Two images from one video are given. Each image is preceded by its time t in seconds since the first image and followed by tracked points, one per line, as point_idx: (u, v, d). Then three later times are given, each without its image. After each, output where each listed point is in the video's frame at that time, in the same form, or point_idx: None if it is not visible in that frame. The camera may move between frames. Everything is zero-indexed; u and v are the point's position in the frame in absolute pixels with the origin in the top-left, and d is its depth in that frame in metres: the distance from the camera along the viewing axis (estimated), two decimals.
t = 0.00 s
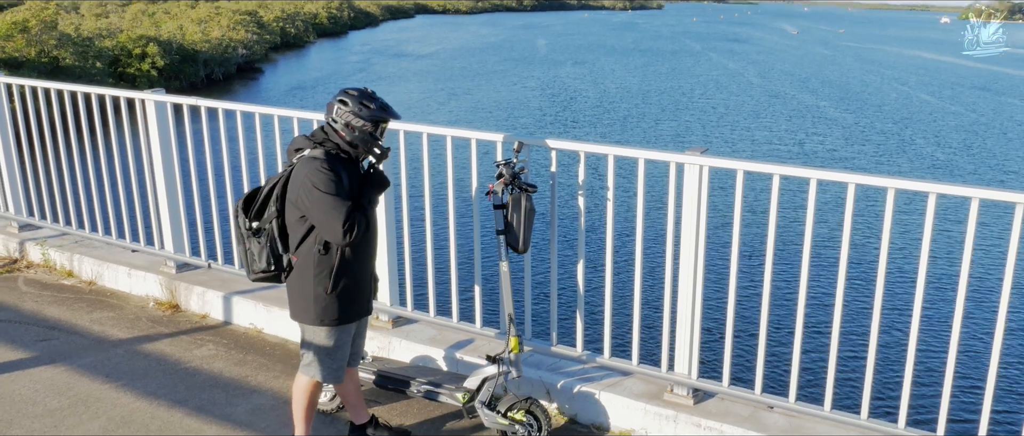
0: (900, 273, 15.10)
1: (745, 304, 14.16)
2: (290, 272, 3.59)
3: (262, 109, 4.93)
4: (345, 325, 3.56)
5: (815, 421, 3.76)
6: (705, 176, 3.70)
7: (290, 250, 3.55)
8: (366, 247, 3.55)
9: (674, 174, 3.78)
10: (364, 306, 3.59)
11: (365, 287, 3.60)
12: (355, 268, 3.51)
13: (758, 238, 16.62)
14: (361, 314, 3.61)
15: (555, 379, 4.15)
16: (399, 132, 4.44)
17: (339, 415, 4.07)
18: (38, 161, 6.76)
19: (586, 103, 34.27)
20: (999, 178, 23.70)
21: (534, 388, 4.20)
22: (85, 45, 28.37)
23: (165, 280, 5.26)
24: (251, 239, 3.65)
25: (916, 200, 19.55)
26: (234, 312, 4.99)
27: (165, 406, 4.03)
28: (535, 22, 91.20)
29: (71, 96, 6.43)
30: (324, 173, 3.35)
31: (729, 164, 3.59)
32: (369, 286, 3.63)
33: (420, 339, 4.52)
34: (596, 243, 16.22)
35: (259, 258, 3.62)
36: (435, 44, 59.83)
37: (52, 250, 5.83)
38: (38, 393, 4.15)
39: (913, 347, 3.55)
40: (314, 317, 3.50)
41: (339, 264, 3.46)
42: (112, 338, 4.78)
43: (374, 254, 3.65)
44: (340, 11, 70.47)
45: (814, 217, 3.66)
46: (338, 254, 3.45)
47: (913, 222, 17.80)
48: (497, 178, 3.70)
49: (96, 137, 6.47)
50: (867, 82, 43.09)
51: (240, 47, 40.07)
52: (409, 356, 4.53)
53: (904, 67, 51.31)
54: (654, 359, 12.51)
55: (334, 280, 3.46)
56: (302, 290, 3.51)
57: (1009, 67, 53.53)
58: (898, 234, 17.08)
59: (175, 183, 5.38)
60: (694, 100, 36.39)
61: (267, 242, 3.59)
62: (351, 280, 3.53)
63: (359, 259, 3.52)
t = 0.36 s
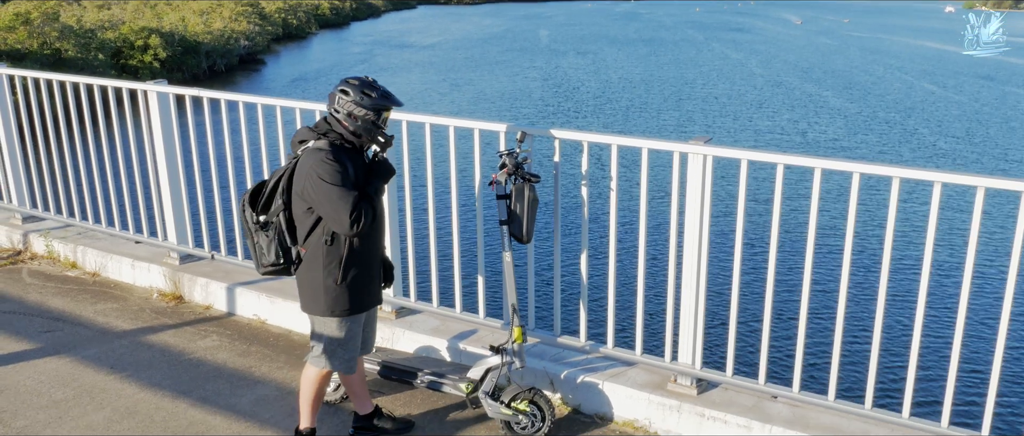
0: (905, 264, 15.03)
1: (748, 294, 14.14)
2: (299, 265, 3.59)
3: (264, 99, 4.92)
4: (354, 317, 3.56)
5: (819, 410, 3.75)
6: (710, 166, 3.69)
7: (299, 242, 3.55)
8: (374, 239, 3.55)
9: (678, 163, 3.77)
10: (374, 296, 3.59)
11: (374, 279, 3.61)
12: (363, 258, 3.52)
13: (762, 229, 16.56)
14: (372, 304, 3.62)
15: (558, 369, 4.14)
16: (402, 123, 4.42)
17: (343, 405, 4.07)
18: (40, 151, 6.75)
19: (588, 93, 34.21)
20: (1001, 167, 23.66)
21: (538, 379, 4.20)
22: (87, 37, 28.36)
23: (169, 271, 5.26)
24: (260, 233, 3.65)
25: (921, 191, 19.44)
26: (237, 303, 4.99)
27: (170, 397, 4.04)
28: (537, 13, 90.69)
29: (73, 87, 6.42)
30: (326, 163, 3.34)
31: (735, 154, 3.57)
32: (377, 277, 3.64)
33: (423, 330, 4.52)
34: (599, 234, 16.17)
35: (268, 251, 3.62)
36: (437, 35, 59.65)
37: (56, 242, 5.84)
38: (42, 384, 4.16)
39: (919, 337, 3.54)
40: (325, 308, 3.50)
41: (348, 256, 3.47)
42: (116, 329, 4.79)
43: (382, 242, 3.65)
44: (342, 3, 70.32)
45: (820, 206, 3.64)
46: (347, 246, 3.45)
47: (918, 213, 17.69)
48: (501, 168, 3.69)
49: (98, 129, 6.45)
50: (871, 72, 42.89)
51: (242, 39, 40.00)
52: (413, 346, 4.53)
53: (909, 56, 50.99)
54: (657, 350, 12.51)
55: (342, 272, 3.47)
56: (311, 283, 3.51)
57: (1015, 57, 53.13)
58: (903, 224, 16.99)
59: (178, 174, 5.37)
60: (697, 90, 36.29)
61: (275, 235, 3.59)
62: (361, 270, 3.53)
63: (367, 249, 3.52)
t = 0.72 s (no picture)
0: (907, 261, 15.02)
1: (750, 291, 14.13)
2: (299, 264, 3.59)
3: (265, 98, 4.91)
4: (356, 315, 3.55)
5: (821, 409, 3.75)
6: (711, 164, 3.69)
7: (299, 242, 3.54)
8: (374, 238, 3.54)
9: (679, 162, 3.77)
10: (377, 294, 3.57)
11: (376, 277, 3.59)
12: (363, 257, 3.51)
13: (764, 227, 16.53)
14: (374, 303, 3.60)
15: (560, 369, 4.14)
16: (404, 122, 4.41)
17: (345, 405, 4.07)
18: (41, 151, 6.73)
19: (588, 91, 34.19)
20: (1001, 164, 23.62)
21: (539, 378, 4.19)
22: (87, 37, 28.34)
23: (170, 271, 5.25)
24: (261, 232, 3.65)
25: (922, 188, 19.39)
26: (239, 303, 4.99)
27: (171, 397, 4.04)
28: (537, 12, 90.55)
29: (73, 87, 6.41)
30: (323, 162, 3.35)
31: (736, 152, 3.57)
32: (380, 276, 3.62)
33: (425, 329, 4.52)
34: (601, 232, 16.15)
35: (269, 251, 3.61)
36: (438, 34, 59.60)
37: (57, 242, 5.83)
38: (43, 384, 4.16)
39: (921, 334, 3.54)
40: (325, 309, 3.49)
41: (347, 255, 3.46)
42: (117, 329, 4.79)
43: (385, 240, 3.64)
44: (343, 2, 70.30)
45: (822, 204, 3.64)
46: (346, 244, 3.44)
47: (919, 211, 17.62)
48: (503, 167, 3.68)
49: (99, 128, 6.44)
50: (872, 70, 42.82)
51: (243, 38, 40.01)
52: (415, 346, 4.53)
53: (910, 54, 50.88)
54: (659, 348, 12.49)
55: (341, 270, 3.46)
56: (312, 282, 3.51)
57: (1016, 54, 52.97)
58: (905, 222, 16.95)
59: (179, 174, 5.36)
60: (698, 88, 36.24)
61: (276, 235, 3.58)
62: (361, 268, 3.52)
63: (368, 248, 3.52)
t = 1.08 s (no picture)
0: (917, 272, 15.00)
1: (759, 303, 14.12)
2: (309, 282, 3.60)
3: (275, 115, 4.94)
4: (369, 329, 3.55)
5: (834, 423, 3.73)
6: (720, 178, 3.69)
7: (308, 260, 3.56)
8: (383, 251, 3.54)
9: (688, 175, 3.77)
10: (389, 309, 3.58)
11: (386, 290, 3.59)
12: (373, 270, 3.51)
13: (773, 238, 16.54)
14: (387, 316, 3.60)
15: (570, 384, 4.13)
16: (412, 137, 4.43)
17: (356, 421, 4.07)
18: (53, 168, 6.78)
19: (595, 105, 34.28)
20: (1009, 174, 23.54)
21: (550, 393, 4.18)
22: (97, 55, 28.58)
23: (181, 288, 5.27)
24: (270, 253, 3.67)
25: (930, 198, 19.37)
26: (249, 319, 5.00)
27: (182, 414, 4.04)
28: (543, 26, 91.06)
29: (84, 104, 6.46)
30: (326, 180, 3.36)
31: (743, 165, 3.58)
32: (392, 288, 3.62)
33: (435, 344, 4.52)
34: (609, 245, 16.19)
35: (279, 270, 3.64)
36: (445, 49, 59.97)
37: (68, 259, 5.86)
38: (54, 402, 4.17)
39: (934, 346, 3.53)
40: (337, 324, 3.51)
41: (357, 269, 3.46)
42: (128, 346, 4.80)
43: (394, 254, 3.64)
44: (349, 17, 70.82)
45: (832, 217, 3.65)
46: (354, 259, 3.45)
47: (927, 221, 17.61)
48: (511, 181, 3.69)
49: (109, 145, 6.47)
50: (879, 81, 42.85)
51: (251, 55, 40.29)
52: (425, 362, 4.53)
53: (916, 65, 50.95)
54: (669, 361, 12.48)
55: (351, 285, 3.47)
56: (323, 299, 3.53)
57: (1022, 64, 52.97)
58: (914, 232, 16.95)
59: (189, 190, 5.39)
60: (704, 101, 36.31)
61: (286, 253, 3.60)
62: (372, 282, 3.52)
63: (377, 262, 3.52)
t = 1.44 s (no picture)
0: (934, 278, 14.87)
1: (774, 312, 14.05)
2: (317, 300, 3.61)
3: (287, 132, 4.97)
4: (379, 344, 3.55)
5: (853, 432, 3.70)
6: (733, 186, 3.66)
7: (316, 278, 3.57)
8: (390, 265, 3.54)
9: (699, 184, 3.76)
10: (397, 324, 3.58)
11: (394, 304, 3.59)
12: (381, 286, 3.52)
13: (787, 247, 16.47)
14: (397, 330, 3.61)
15: (586, 395, 4.11)
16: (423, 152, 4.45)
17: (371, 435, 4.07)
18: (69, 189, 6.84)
19: (605, 116, 34.33)
20: None
21: (566, 405, 4.17)
22: (111, 77, 28.91)
23: (196, 306, 5.29)
24: (277, 272, 3.69)
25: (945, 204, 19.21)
26: (264, 335, 5.01)
27: (199, 432, 4.05)
28: (552, 39, 91.42)
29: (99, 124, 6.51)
30: (330, 196, 3.37)
31: (756, 173, 3.56)
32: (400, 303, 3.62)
33: (449, 358, 4.52)
34: (623, 256, 16.16)
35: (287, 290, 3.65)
36: (455, 63, 60.23)
37: (85, 279, 5.90)
38: (72, 420, 4.19)
39: (953, 351, 3.49)
40: (347, 340, 3.51)
41: (365, 285, 3.47)
42: (144, 364, 4.83)
43: (401, 269, 3.64)
44: (359, 35, 71.33)
45: (847, 224, 3.62)
46: (362, 275, 3.46)
47: (943, 226, 17.48)
48: (523, 193, 3.70)
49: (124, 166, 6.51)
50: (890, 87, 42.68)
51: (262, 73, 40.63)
52: (440, 375, 4.52)
53: (928, 70, 50.69)
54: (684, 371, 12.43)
55: (360, 301, 3.47)
56: (332, 316, 3.53)
57: None
58: (929, 237, 16.83)
59: (204, 209, 5.42)
60: (715, 110, 36.28)
61: (293, 272, 3.62)
62: (381, 298, 3.53)
63: (384, 277, 3.52)
